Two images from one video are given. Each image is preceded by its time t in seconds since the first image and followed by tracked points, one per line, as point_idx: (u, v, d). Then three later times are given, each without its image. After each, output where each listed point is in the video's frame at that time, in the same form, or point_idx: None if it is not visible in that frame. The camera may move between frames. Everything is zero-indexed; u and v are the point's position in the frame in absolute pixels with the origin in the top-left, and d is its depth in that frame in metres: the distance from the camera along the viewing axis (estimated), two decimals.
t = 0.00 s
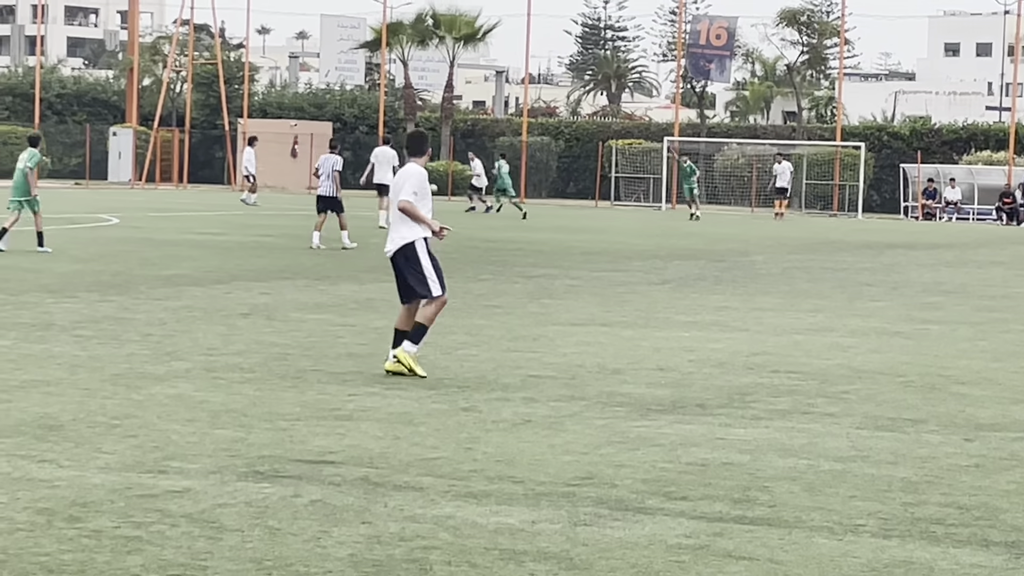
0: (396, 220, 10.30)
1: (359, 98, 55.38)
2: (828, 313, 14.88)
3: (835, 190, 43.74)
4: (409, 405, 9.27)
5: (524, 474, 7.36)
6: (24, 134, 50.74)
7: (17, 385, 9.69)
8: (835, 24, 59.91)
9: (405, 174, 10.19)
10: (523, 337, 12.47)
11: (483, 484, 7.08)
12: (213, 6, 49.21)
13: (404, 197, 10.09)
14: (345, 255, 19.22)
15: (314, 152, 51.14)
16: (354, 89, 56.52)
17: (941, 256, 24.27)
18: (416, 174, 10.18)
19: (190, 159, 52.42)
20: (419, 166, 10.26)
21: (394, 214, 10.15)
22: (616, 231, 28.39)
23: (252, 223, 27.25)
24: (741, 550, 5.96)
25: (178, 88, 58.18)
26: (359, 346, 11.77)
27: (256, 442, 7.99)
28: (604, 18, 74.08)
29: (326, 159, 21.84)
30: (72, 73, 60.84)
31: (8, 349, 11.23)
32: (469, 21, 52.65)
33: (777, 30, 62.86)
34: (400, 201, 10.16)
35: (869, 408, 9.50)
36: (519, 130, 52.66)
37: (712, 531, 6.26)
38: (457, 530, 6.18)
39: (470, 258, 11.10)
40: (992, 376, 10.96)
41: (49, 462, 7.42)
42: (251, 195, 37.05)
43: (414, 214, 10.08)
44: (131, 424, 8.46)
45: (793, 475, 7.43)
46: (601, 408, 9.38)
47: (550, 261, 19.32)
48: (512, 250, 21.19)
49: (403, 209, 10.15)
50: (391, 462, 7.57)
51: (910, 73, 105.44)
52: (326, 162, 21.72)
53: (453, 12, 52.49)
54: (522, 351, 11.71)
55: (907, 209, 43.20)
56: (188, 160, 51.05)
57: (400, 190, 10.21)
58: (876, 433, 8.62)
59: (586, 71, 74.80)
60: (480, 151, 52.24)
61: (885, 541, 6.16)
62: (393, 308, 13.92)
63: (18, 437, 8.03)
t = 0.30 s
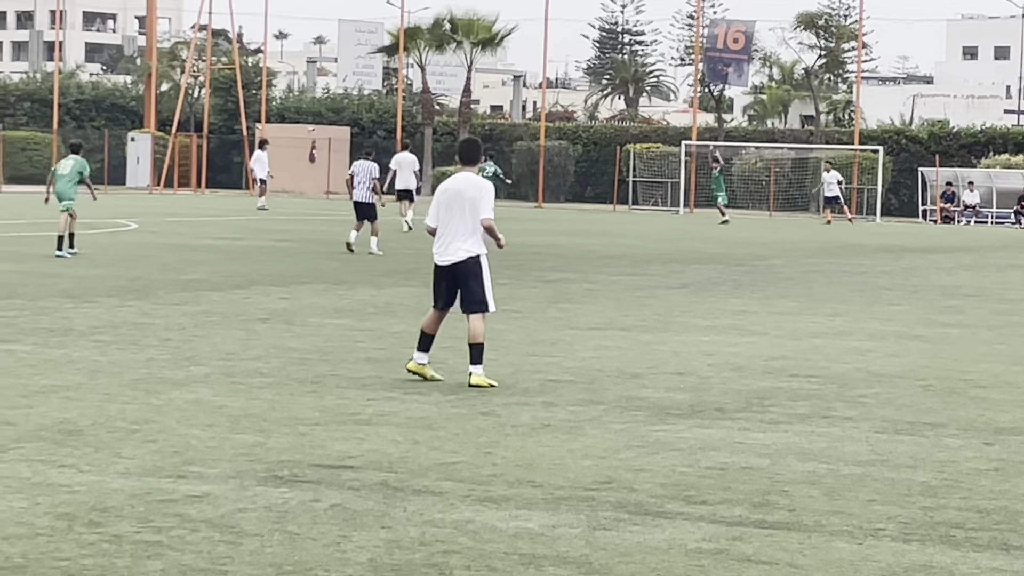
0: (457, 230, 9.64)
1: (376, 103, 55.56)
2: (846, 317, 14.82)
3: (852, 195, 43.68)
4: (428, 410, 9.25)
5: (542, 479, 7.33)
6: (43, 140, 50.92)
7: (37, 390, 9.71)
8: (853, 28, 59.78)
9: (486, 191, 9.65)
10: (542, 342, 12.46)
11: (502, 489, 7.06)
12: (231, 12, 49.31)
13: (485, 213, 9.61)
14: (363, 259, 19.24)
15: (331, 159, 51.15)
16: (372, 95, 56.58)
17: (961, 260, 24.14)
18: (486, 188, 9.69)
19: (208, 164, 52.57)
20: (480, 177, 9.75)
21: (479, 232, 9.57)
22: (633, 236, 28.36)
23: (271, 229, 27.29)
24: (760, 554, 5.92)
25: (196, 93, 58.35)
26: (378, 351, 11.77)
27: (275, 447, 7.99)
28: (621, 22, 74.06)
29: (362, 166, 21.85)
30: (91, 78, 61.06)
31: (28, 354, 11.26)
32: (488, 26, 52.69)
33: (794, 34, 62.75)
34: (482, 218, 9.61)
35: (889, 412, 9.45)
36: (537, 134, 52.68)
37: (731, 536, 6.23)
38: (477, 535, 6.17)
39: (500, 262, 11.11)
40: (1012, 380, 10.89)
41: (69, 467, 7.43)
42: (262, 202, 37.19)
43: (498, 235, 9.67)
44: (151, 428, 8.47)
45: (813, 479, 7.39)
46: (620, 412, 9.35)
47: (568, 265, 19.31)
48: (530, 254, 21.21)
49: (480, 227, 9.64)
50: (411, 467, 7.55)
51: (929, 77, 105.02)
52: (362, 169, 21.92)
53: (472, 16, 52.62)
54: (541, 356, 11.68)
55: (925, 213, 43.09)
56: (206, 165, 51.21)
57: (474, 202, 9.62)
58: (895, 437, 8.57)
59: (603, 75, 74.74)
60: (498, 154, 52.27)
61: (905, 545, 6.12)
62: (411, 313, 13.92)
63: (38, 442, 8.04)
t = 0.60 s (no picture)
0: (499, 234, 9.56)
1: (395, 107, 55.56)
2: (867, 321, 14.76)
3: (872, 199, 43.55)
4: (448, 415, 9.23)
5: (563, 483, 7.30)
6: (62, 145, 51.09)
7: (57, 395, 9.72)
8: (872, 31, 59.65)
9: (528, 194, 9.66)
10: (561, 346, 12.43)
11: (522, 494, 7.04)
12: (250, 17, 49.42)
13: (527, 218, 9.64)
14: (382, 264, 19.26)
15: (350, 163, 51.44)
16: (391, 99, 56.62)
17: (981, 264, 24.02)
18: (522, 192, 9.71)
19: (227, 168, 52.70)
20: (513, 178, 9.70)
21: (525, 239, 9.60)
22: (653, 240, 28.32)
23: (291, 234, 27.33)
24: (781, 559, 5.88)
25: (216, 98, 58.55)
26: (398, 355, 11.76)
27: (295, 453, 7.98)
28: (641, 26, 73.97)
29: (386, 169, 21.92)
30: (111, 83, 61.26)
31: (49, 358, 11.28)
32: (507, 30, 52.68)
33: (813, 37, 62.59)
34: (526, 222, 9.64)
35: (910, 417, 9.40)
36: (556, 138, 52.61)
37: (752, 540, 6.19)
38: (496, 539, 6.15)
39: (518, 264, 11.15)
40: None
41: (90, 472, 7.43)
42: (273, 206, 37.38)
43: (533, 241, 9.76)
44: (171, 433, 8.47)
45: (834, 484, 7.34)
46: (640, 417, 9.32)
47: (588, 270, 19.29)
48: (548, 258, 21.21)
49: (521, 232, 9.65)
50: (430, 472, 7.53)
51: (949, 79, 104.59)
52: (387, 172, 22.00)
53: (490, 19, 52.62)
54: (561, 360, 11.65)
55: (946, 216, 42.96)
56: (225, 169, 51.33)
57: (517, 206, 9.61)
58: (917, 442, 8.52)
59: (623, 79, 74.70)
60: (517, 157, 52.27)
61: (927, 550, 6.07)
62: (430, 317, 13.92)
63: (59, 448, 8.05)
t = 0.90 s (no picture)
0: (512, 242, 9.54)
1: (412, 112, 55.60)
2: (885, 325, 14.70)
3: (890, 203, 43.42)
4: (465, 419, 9.22)
5: (580, 487, 7.29)
6: (80, 150, 51.28)
7: (76, 400, 9.73)
8: (890, 35, 59.43)
9: (538, 197, 9.63)
10: (579, 350, 12.41)
11: (540, 499, 7.02)
12: (268, 22, 49.46)
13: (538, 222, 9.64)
14: (399, 268, 19.26)
15: (368, 167, 51.49)
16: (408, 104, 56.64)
17: (999, 267, 23.92)
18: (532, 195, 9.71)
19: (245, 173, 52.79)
20: (521, 182, 9.69)
21: (538, 243, 9.57)
22: (670, 244, 28.28)
23: (309, 238, 27.34)
24: (799, 563, 5.85)
25: (233, 104, 58.72)
26: (414, 360, 11.75)
27: (312, 457, 7.98)
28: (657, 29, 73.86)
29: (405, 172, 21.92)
30: (128, 88, 61.35)
31: (67, 363, 11.30)
32: (523, 35, 52.67)
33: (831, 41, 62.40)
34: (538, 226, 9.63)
35: (928, 420, 9.36)
36: (574, 142, 52.47)
37: (769, 545, 6.16)
38: (514, 544, 6.13)
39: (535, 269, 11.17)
40: None
41: (107, 477, 7.44)
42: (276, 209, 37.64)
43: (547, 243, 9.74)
44: (189, 438, 8.48)
45: (852, 488, 7.30)
46: (658, 421, 9.28)
47: (605, 274, 19.26)
48: (564, 262, 21.20)
49: (533, 236, 9.63)
50: (447, 476, 7.52)
51: (966, 83, 104.17)
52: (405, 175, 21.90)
53: (507, 24, 52.55)
54: (578, 364, 11.63)
55: (964, 220, 42.90)
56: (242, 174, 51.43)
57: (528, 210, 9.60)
58: (934, 445, 8.48)
59: (640, 83, 74.60)
60: (534, 162, 52.23)
61: (944, 554, 6.04)
62: (448, 321, 13.91)
63: (77, 452, 8.06)
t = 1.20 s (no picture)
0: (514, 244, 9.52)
1: (426, 116, 55.69)
2: (899, 328, 14.66)
3: (904, 206, 43.31)
4: (478, 423, 9.22)
5: (593, 491, 7.28)
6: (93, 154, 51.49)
7: (90, 404, 9.75)
8: (903, 38, 59.33)
9: (539, 196, 9.62)
10: (592, 354, 12.41)
11: (552, 502, 7.01)
12: (281, 26, 49.47)
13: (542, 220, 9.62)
14: (412, 272, 19.27)
15: (381, 171, 51.57)
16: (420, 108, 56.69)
17: (1012, 270, 23.87)
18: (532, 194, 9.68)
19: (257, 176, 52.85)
20: (523, 183, 9.67)
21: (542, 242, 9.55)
22: (683, 248, 28.27)
23: (322, 242, 27.39)
24: (812, 567, 5.84)
25: (247, 108, 58.93)
26: (427, 364, 11.75)
27: (325, 461, 7.98)
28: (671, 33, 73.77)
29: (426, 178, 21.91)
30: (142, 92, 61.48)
31: (81, 367, 11.33)
32: (537, 39, 52.52)
33: (844, 44, 62.28)
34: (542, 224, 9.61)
35: (941, 424, 9.33)
36: (587, 146, 52.38)
37: (783, 548, 6.15)
38: (527, 548, 6.13)
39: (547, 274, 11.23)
40: None
41: (121, 480, 7.45)
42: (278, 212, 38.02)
43: (552, 241, 9.72)
44: (202, 442, 8.49)
45: (866, 492, 7.28)
46: (671, 424, 9.28)
47: (617, 277, 19.24)
48: (576, 266, 21.21)
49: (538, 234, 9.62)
50: (460, 479, 7.52)
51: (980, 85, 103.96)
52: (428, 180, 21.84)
53: (521, 28, 52.54)
54: (591, 368, 11.62)
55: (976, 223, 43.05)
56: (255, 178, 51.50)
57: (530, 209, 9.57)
58: (948, 449, 8.45)
59: (653, 86, 74.55)
60: (547, 165, 52.21)
61: (958, 557, 6.02)
62: (461, 325, 13.92)
63: (91, 456, 8.08)
